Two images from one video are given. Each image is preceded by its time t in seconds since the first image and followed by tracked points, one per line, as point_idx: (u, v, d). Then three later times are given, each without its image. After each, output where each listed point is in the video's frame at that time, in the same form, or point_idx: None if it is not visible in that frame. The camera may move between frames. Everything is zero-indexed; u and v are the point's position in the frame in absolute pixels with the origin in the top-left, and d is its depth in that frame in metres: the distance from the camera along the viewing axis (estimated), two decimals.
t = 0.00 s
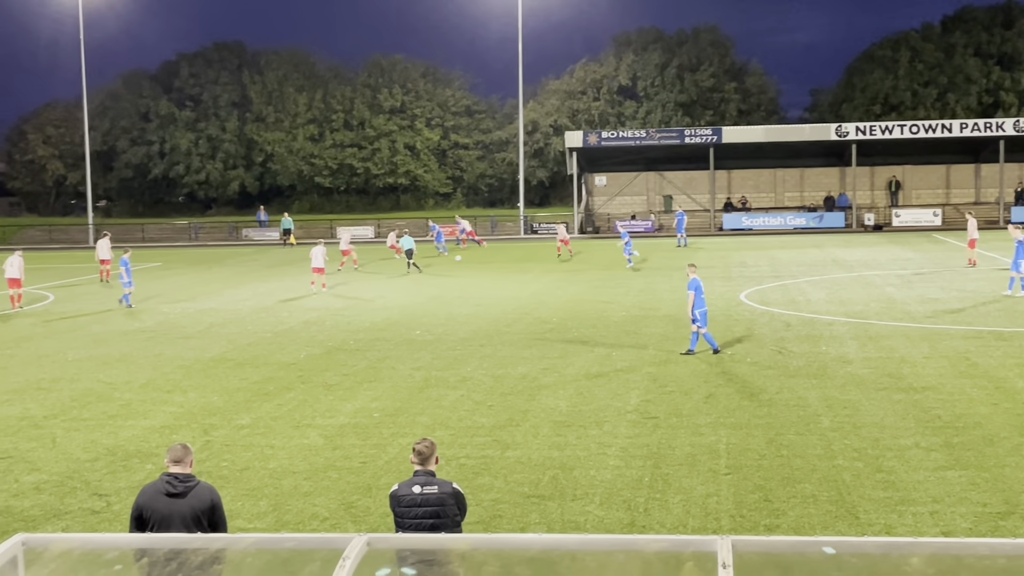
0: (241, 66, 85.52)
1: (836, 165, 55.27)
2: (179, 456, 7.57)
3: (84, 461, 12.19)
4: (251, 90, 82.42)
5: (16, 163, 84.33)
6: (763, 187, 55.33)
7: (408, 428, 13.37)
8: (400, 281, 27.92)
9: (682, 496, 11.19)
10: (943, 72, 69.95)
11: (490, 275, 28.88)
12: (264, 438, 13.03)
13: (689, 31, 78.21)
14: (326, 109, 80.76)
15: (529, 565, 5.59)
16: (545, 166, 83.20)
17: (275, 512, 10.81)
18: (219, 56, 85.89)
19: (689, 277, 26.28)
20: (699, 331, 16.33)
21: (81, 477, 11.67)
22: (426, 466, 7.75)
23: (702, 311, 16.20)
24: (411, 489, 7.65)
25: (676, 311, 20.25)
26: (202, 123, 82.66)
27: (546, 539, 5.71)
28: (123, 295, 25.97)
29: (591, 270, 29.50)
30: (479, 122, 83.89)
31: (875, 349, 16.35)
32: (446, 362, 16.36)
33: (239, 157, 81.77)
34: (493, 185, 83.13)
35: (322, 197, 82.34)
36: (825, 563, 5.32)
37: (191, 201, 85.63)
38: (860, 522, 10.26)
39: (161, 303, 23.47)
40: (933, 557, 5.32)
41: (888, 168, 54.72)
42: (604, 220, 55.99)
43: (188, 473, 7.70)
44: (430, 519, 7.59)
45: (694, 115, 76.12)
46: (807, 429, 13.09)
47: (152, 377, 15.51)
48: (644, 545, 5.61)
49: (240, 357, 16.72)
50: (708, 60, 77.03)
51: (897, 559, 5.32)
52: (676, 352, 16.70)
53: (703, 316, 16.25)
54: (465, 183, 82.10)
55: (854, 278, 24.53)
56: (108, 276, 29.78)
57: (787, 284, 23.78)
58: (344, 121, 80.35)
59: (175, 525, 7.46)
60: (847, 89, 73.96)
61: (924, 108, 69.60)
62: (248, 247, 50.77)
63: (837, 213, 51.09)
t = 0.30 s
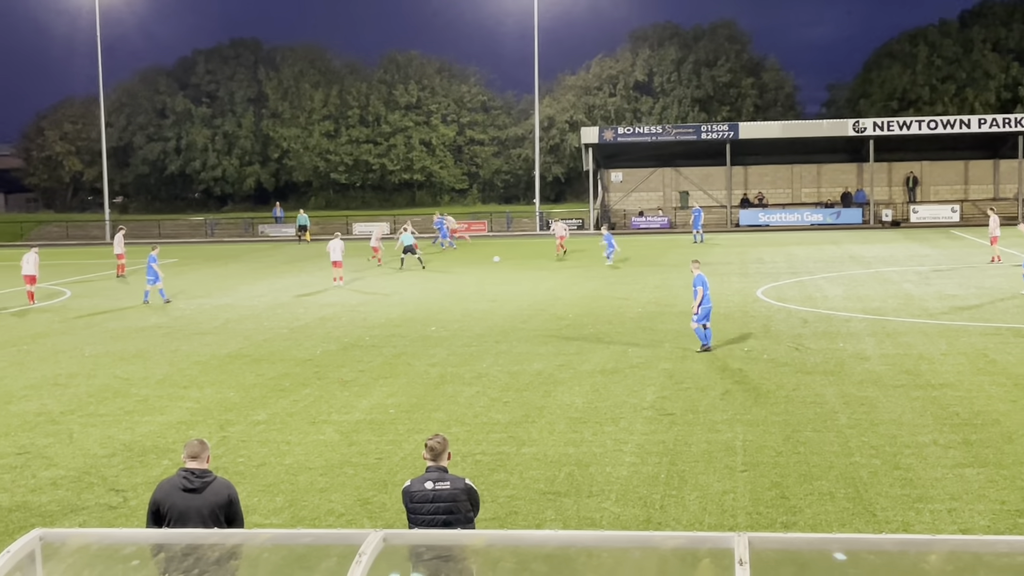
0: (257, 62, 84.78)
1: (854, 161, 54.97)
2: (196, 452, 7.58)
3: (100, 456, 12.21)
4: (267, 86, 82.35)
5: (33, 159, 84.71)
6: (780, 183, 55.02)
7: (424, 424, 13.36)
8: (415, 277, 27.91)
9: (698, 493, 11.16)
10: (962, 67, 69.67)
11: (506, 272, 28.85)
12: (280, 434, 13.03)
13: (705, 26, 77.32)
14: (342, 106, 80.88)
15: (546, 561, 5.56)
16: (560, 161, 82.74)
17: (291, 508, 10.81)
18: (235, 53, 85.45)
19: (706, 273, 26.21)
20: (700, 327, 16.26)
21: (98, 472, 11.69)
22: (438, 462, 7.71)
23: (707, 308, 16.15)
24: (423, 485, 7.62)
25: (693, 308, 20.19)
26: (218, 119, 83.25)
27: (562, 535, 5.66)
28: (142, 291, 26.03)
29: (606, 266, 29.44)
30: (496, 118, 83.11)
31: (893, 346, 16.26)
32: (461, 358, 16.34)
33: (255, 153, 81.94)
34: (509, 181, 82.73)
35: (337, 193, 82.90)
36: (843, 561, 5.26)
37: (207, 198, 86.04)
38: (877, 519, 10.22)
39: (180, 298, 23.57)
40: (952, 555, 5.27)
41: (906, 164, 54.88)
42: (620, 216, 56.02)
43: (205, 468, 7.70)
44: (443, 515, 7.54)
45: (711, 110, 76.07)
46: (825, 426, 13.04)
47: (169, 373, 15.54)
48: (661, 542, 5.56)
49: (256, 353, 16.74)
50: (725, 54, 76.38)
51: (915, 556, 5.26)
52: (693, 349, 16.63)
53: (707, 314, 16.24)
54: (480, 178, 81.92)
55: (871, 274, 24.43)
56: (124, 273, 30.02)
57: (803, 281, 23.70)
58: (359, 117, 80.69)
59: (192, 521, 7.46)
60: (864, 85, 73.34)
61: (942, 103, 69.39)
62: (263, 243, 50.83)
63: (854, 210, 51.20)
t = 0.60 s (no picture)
0: (265, 57, 86.26)
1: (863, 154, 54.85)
2: (206, 445, 7.64)
3: (110, 450, 12.25)
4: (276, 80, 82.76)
5: (43, 153, 85.04)
6: (788, 177, 55.13)
7: (433, 418, 13.38)
8: (424, 271, 27.95)
9: (706, 486, 11.16)
10: (971, 61, 69.21)
11: (514, 266, 28.88)
12: (289, 427, 13.06)
13: (714, 21, 78.01)
14: (350, 99, 80.63)
15: (554, 555, 5.56)
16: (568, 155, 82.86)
17: (300, 501, 10.84)
18: (243, 47, 86.18)
19: (715, 267, 26.21)
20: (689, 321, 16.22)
21: (108, 466, 11.73)
22: (440, 454, 7.63)
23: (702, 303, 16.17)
24: (425, 478, 7.52)
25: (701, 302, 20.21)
26: (227, 114, 83.11)
27: (570, 529, 5.64)
28: (152, 285, 26.10)
29: (615, 260, 29.46)
30: (504, 112, 83.13)
31: (903, 339, 16.24)
32: (469, 352, 16.35)
33: (264, 147, 82.07)
34: (517, 175, 82.99)
35: (346, 187, 82.53)
36: (852, 555, 5.26)
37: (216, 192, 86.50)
38: (887, 513, 10.21)
39: (190, 292, 23.64)
40: (961, 549, 5.26)
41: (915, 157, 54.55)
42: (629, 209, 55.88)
43: (215, 462, 7.74)
44: (445, 509, 7.43)
45: (719, 104, 76.05)
46: (833, 420, 13.03)
47: (178, 366, 15.58)
48: (669, 535, 5.54)
49: (265, 346, 16.78)
50: (734, 49, 76.19)
51: (924, 549, 5.25)
52: (701, 343, 16.66)
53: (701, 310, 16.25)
54: (488, 173, 82.26)
55: (880, 268, 24.41)
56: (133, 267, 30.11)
57: (812, 275, 23.69)
58: (368, 112, 80.48)
59: (202, 514, 7.48)
60: (874, 79, 73.40)
61: (951, 97, 69.02)
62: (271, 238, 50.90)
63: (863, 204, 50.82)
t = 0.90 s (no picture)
0: (266, 51, 85.38)
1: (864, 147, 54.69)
2: (207, 439, 7.62)
3: (111, 443, 12.26)
4: (276, 74, 82.62)
5: (43, 147, 85.04)
6: (789, 170, 55.12)
7: (433, 412, 13.39)
8: (425, 264, 27.95)
9: (707, 479, 11.17)
10: (972, 54, 69.23)
11: (515, 259, 28.87)
12: (290, 421, 13.07)
13: (715, 14, 78.21)
14: (350, 93, 80.73)
15: (555, 547, 5.55)
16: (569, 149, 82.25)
17: (301, 494, 10.86)
18: (243, 41, 85.90)
19: (716, 261, 26.22)
20: (678, 317, 16.24)
21: (109, 459, 11.74)
22: (436, 447, 7.59)
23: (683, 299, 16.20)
24: (420, 472, 7.52)
25: (702, 295, 20.23)
26: (227, 107, 83.00)
27: (572, 522, 5.64)
28: (153, 279, 26.12)
29: (616, 254, 29.47)
30: (504, 105, 82.31)
31: (903, 333, 16.24)
32: (470, 346, 16.36)
33: (264, 141, 82.17)
34: (518, 168, 81.90)
35: (346, 181, 82.88)
36: (852, 548, 5.28)
37: (216, 185, 86.52)
38: (887, 505, 10.23)
39: (191, 286, 23.63)
40: (960, 541, 5.25)
41: (915, 151, 54.51)
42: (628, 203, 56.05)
43: (216, 455, 7.72)
44: (443, 502, 7.43)
45: (720, 97, 75.89)
46: (834, 413, 13.04)
47: (179, 360, 15.59)
48: (670, 528, 5.53)
49: (266, 340, 16.79)
50: (734, 42, 76.42)
51: (925, 542, 5.25)
52: (701, 336, 16.68)
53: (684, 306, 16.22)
54: (489, 166, 81.42)
55: (881, 261, 24.41)
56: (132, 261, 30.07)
57: (813, 268, 23.68)
58: (368, 105, 80.51)
59: (202, 507, 7.49)
60: (874, 72, 73.57)
61: (952, 90, 68.84)
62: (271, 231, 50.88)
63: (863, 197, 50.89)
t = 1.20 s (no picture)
0: (258, 43, 85.34)
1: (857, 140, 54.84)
2: (200, 432, 7.56)
3: (104, 437, 12.24)
4: (268, 67, 82.22)
5: (34, 141, 84.79)
6: (781, 162, 55.01)
7: (426, 405, 13.40)
8: (417, 258, 27.92)
9: (700, 472, 11.18)
10: (964, 46, 69.05)
11: (507, 252, 28.85)
12: (283, 414, 13.07)
13: (708, 6, 77.39)
14: (342, 85, 80.20)
15: (546, 539, 5.50)
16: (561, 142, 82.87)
17: (294, 487, 10.86)
18: (236, 34, 85.78)
19: (708, 253, 26.25)
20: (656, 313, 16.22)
21: (102, 453, 11.73)
22: (432, 445, 7.48)
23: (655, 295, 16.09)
24: (417, 469, 7.40)
25: (694, 288, 20.25)
26: (219, 100, 83.12)
27: (563, 515, 5.56)
28: (144, 272, 26.05)
29: (609, 247, 29.45)
30: (497, 98, 82.94)
31: (895, 325, 16.28)
32: (463, 339, 16.36)
33: (256, 134, 81.98)
34: (510, 161, 82.53)
35: (339, 174, 82.82)
36: (844, 540, 5.22)
37: (208, 178, 86.65)
38: (879, 497, 10.26)
39: (183, 280, 23.56)
40: (953, 533, 5.18)
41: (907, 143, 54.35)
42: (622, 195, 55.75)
43: (209, 448, 7.69)
44: (439, 500, 7.34)
45: (713, 90, 75.75)
46: (826, 405, 13.06)
47: (171, 353, 15.57)
48: (664, 520, 5.47)
49: (259, 333, 16.79)
50: (727, 34, 75.88)
51: (917, 533, 5.19)
52: (693, 328, 16.69)
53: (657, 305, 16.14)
54: (481, 159, 81.63)
55: (873, 254, 24.47)
56: (124, 256, 29.99)
57: (805, 261, 23.68)
58: (361, 98, 80.06)
59: (196, 501, 7.46)
60: (867, 64, 73.56)
61: (943, 82, 69.06)
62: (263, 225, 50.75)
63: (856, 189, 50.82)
